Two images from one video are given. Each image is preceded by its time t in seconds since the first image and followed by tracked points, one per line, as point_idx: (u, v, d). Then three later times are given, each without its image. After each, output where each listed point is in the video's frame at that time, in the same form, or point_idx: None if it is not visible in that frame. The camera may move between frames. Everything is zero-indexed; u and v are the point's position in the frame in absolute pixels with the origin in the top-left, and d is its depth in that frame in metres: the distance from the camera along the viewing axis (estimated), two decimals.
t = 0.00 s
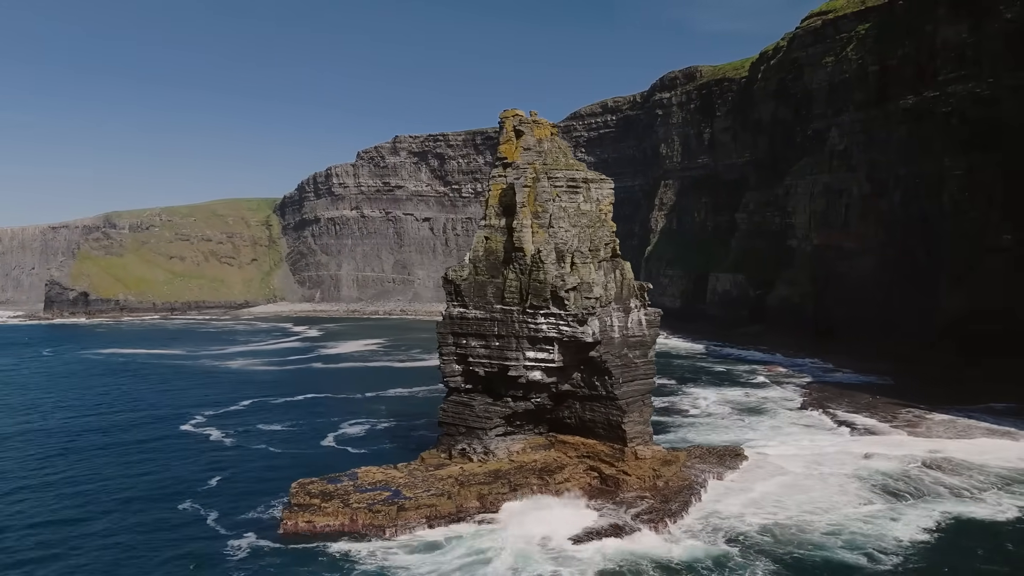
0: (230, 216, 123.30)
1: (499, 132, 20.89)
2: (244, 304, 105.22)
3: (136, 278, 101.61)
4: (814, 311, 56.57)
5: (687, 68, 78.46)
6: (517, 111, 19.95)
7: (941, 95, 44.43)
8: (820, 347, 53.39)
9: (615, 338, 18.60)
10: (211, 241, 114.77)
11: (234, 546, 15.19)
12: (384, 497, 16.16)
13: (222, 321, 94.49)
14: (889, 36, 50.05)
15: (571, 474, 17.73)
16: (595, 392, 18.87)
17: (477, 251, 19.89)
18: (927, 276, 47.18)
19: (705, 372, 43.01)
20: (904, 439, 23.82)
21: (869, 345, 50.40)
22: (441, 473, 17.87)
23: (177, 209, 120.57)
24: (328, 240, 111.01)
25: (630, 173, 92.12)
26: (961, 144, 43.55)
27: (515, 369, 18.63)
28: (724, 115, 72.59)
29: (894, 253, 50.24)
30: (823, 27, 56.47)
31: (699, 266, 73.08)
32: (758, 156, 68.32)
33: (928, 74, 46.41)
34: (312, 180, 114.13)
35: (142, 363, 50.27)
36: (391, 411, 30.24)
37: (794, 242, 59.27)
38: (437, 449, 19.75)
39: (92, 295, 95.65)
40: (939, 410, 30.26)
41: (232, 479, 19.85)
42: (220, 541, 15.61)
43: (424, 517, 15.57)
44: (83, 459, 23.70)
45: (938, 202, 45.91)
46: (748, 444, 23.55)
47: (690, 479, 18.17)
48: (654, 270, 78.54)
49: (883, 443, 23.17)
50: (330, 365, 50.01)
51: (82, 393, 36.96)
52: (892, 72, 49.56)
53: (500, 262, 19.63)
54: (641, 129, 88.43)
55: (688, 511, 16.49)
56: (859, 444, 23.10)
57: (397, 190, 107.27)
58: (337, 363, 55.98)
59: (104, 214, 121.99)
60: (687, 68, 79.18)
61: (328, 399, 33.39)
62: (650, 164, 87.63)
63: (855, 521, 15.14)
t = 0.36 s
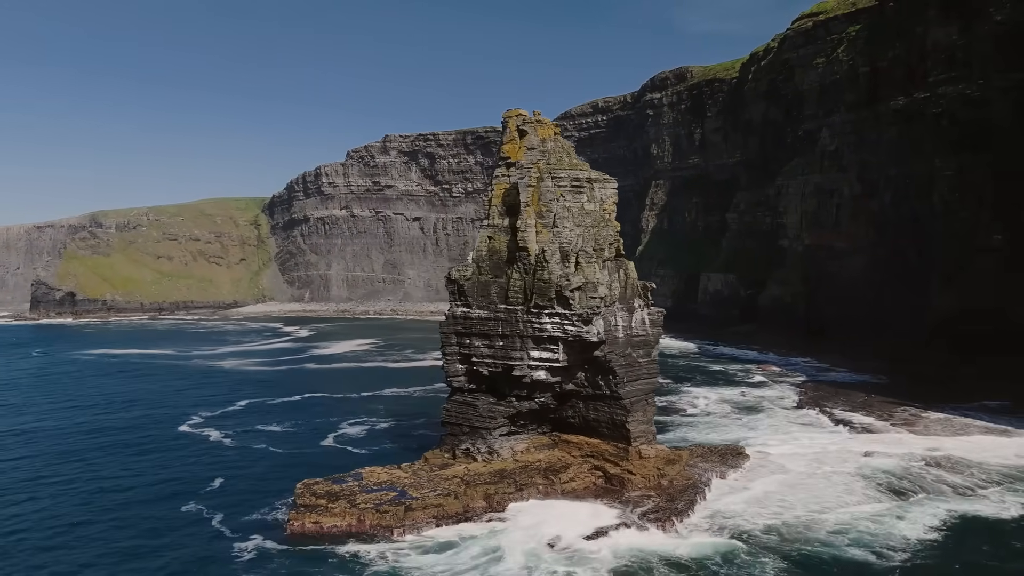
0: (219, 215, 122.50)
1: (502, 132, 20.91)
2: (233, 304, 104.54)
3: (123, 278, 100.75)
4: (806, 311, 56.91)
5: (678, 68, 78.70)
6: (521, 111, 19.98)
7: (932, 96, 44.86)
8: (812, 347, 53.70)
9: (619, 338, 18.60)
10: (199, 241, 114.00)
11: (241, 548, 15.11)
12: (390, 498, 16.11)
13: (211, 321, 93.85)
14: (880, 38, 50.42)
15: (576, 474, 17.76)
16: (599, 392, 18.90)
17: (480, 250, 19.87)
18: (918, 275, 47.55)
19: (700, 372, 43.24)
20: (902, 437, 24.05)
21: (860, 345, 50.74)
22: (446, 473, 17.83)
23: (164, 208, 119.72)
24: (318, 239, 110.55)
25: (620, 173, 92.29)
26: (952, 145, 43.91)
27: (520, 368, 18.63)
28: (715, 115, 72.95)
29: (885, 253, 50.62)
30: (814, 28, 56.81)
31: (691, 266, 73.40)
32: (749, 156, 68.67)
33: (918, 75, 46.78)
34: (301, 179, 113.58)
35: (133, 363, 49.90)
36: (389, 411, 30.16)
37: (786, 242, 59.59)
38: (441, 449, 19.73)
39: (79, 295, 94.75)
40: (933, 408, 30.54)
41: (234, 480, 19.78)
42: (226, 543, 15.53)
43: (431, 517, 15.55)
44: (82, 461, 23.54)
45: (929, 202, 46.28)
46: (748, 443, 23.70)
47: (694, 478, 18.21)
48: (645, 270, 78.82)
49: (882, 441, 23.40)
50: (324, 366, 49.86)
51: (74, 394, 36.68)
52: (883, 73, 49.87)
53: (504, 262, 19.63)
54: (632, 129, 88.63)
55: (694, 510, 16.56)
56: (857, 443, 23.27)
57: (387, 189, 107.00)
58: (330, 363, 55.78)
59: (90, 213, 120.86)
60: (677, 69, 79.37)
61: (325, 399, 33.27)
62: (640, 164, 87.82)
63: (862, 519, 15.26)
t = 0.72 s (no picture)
0: (208, 215, 121.73)
1: (504, 133, 20.88)
2: (223, 304, 103.95)
3: (112, 278, 100.07)
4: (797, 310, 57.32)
5: (670, 69, 78.82)
6: (524, 111, 19.99)
7: (923, 98, 44.80)
8: (804, 347, 54.07)
9: (624, 337, 18.62)
10: (189, 241, 113.36)
11: (248, 551, 15.06)
12: (396, 498, 16.07)
13: (201, 321, 93.34)
14: (871, 40, 50.68)
15: (580, 473, 17.81)
16: (603, 392, 18.93)
17: (483, 250, 19.83)
18: (910, 275, 47.93)
19: (695, 371, 43.44)
20: (900, 436, 24.28)
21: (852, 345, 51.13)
22: (451, 473, 17.81)
23: (153, 208, 118.97)
24: (309, 239, 110.10)
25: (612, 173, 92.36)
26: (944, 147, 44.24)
27: (524, 368, 18.62)
28: (707, 116, 73.23)
29: (876, 253, 50.99)
30: (806, 30, 57.04)
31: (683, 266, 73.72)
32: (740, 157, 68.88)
33: (909, 76, 47.03)
34: (292, 179, 112.96)
35: (126, 364, 49.66)
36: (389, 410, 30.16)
37: (778, 243, 59.89)
38: (444, 449, 19.73)
39: (67, 296, 93.98)
40: (929, 407, 30.84)
41: (237, 482, 19.96)
42: (232, 547, 15.46)
43: (438, 517, 15.54)
44: (80, 465, 23.37)
45: (921, 203, 46.61)
46: (748, 442, 23.90)
47: (698, 477, 18.25)
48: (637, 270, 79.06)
49: (880, 440, 23.64)
50: (318, 365, 49.74)
51: (68, 396, 36.40)
52: (875, 74, 50.10)
53: (507, 262, 19.60)
54: (624, 130, 88.76)
55: (699, 508, 16.64)
56: (856, 443, 23.43)
57: (378, 189, 106.68)
58: (323, 363, 55.62)
59: (78, 213, 119.83)
60: (669, 69, 79.45)
61: (323, 398, 33.23)
62: (632, 164, 88.00)
63: (867, 517, 15.37)
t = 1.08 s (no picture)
0: (196, 214, 120.96)
1: (507, 133, 20.85)
2: (211, 304, 103.26)
3: (100, 278, 99.28)
4: (789, 310, 57.65)
5: (661, 70, 79.09)
6: (528, 111, 19.96)
7: (914, 99, 45.18)
8: (796, 347, 54.39)
9: (628, 337, 18.66)
10: (177, 241, 112.59)
11: (256, 552, 14.99)
12: (403, 499, 16.01)
13: (190, 321, 92.68)
14: (862, 41, 51.00)
15: (586, 473, 17.84)
16: (607, 392, 18.96)
17: (487, 250, 19.80)
18: (901, 275, 48.31)
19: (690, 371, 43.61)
20: (898, 435, 24.51)
21: (844, 344, 51.48)
22: (457, 473, 17.76)
23: (141, 208, 118.11)
24: (298, 239, 109.54)
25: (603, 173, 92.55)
26: (935, 148, 44.61)
27: (528, 369, 18.61)
28: (697, 117, 73.60)
29: (867, 253, 51.37)
30: (798, 31, 57.29)
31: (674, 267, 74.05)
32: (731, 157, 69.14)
33: (900, 78, 47.39)
34: (281, 179, 112.34)
35: (117, 364, 49.30)
36: (387, 411, 30.09)
37: (770, 243, 60.19)
38: (448, 450, 19.70)
39: (54, 296, 92.97)
40: (924, 406, 31.11)
41: (240, 484, 19.85)
42: (239, 549, 15.38)
43: (446, 518, 15.51)
44: (78, 468, 23.15)
45: (912, 204, 46.98)
46: (748, 442, 24.05)
47: (702, 477, 18.33)
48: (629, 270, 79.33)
49: (879, 439, 23.85)
50: (311, 365, 49.61)
51: (59, 397, 36.03)
52: (866, 76, 50.42)
53: (511, 262, 19.58)
54: (614, 130, 89.00)
55: (705, 508, 16.69)
56: (856, 442, 23.60)
57: (369, 189, 106.41)
58: (315, 363, 55.38)
59: (64, 212, 118.72)
60: (660, 70, 79.74)
61: (320, 398, 33.14)
62: (623, 165, 88.22)
63: (875, 516, 15.47)
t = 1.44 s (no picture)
0: (183, 214, 119.99)
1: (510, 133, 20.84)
2: (200, 304, 102.42)
3: (86, 278, 98.43)
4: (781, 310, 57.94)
5: (652, 70, 79.40)
6: (532, 111, 19.95)
7: (905, 100, 45.86)
8: (788, 347, 54.71)
9: (633, 337, 18.71)
10: (164, 241, 111.77)
11: (265, 554, 14.91)
12: (411, 499, 15.96)
13: (179, 322, 91.87)
14: (853, 43, 51.33)
15: (591, 473, 17.87)
16: (611, 391, 18.98)
17: (491, 250, 19.78)
18: (892, 275, 48.65)
19: (685, 371, 43.68)
20: (896, 433, 24.73)
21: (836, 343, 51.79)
22: (463, 473, 17.73)
23: (128, 207, 117.14)
24: (287, 239, 108.84)
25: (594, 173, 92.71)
26: (926, 149, 44.99)
27: (533, 368, 18.60)
28: (688, 117, 73.97)
29: (859, 253, 51.70)
30: (789, 33, 57.55)
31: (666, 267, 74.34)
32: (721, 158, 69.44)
33: (891, 79, 47.77)
34: (270, 178, 111.64)
35: (108, 365, 48.86)
36: (386, 411, 30.01)
37: (762, 243, 60.50)
38: (452, 450, 19.65)
39: (40, 296, 91.70)
40: (921, 405, 31.35)
41: (242, 486, 19.81)
42: (247, 551, 15.25)
43: (454, 518, 15.49)
44: (75, 471, 22.85)
45: (903, 204, 47.33)
46: (748, 441, 24.20)
47: (706, 476, 18.40)
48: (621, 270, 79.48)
49: (877, 438, 24.06)
50: (303, 366, 49.31)
51: (49, 399, 35.54)
52: (857, 77, 50.80)
53: (516, 262, 19.57)
54: (604, 131, 89.22)
55: (712, 507, 16.75)
56: (855, 440, 23.73)
57: (358, 189, 106.02)
58: (306, 364, 55.03)
59: (49, 212, 117.46)
60: (651, 71, 80.10)
61: (317, 399, 33.05)
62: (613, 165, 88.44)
63: (881, 514, 15.58)
